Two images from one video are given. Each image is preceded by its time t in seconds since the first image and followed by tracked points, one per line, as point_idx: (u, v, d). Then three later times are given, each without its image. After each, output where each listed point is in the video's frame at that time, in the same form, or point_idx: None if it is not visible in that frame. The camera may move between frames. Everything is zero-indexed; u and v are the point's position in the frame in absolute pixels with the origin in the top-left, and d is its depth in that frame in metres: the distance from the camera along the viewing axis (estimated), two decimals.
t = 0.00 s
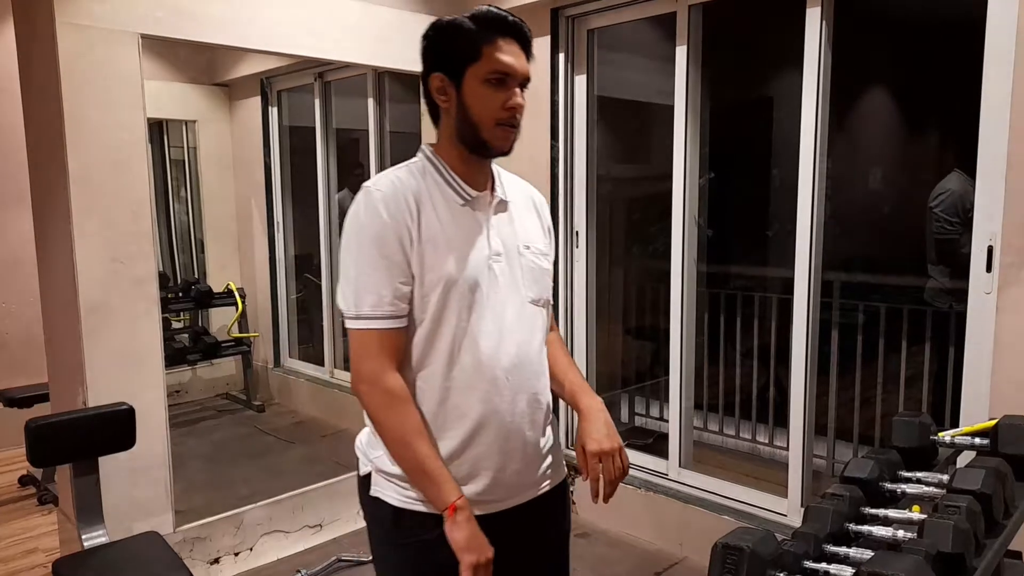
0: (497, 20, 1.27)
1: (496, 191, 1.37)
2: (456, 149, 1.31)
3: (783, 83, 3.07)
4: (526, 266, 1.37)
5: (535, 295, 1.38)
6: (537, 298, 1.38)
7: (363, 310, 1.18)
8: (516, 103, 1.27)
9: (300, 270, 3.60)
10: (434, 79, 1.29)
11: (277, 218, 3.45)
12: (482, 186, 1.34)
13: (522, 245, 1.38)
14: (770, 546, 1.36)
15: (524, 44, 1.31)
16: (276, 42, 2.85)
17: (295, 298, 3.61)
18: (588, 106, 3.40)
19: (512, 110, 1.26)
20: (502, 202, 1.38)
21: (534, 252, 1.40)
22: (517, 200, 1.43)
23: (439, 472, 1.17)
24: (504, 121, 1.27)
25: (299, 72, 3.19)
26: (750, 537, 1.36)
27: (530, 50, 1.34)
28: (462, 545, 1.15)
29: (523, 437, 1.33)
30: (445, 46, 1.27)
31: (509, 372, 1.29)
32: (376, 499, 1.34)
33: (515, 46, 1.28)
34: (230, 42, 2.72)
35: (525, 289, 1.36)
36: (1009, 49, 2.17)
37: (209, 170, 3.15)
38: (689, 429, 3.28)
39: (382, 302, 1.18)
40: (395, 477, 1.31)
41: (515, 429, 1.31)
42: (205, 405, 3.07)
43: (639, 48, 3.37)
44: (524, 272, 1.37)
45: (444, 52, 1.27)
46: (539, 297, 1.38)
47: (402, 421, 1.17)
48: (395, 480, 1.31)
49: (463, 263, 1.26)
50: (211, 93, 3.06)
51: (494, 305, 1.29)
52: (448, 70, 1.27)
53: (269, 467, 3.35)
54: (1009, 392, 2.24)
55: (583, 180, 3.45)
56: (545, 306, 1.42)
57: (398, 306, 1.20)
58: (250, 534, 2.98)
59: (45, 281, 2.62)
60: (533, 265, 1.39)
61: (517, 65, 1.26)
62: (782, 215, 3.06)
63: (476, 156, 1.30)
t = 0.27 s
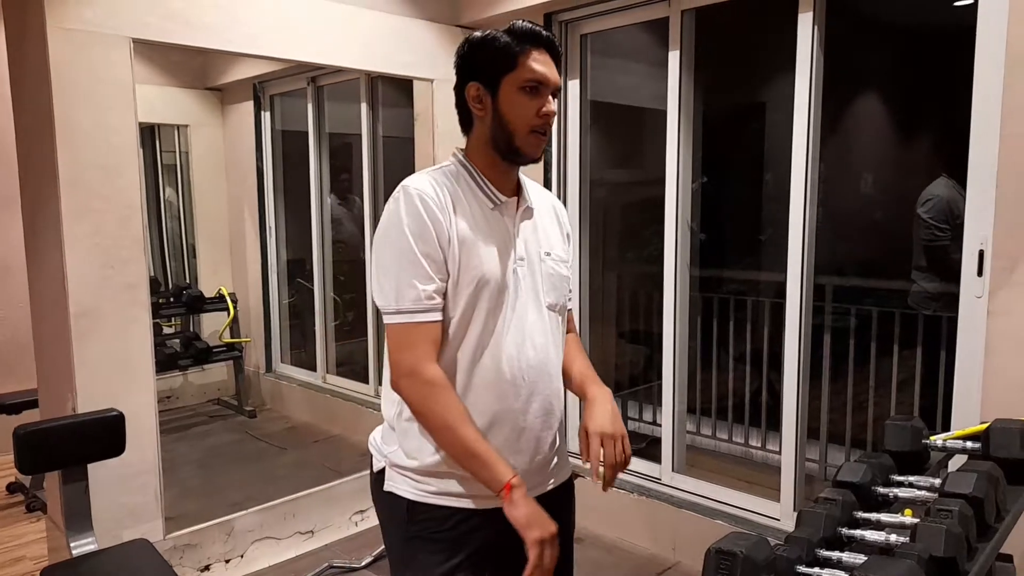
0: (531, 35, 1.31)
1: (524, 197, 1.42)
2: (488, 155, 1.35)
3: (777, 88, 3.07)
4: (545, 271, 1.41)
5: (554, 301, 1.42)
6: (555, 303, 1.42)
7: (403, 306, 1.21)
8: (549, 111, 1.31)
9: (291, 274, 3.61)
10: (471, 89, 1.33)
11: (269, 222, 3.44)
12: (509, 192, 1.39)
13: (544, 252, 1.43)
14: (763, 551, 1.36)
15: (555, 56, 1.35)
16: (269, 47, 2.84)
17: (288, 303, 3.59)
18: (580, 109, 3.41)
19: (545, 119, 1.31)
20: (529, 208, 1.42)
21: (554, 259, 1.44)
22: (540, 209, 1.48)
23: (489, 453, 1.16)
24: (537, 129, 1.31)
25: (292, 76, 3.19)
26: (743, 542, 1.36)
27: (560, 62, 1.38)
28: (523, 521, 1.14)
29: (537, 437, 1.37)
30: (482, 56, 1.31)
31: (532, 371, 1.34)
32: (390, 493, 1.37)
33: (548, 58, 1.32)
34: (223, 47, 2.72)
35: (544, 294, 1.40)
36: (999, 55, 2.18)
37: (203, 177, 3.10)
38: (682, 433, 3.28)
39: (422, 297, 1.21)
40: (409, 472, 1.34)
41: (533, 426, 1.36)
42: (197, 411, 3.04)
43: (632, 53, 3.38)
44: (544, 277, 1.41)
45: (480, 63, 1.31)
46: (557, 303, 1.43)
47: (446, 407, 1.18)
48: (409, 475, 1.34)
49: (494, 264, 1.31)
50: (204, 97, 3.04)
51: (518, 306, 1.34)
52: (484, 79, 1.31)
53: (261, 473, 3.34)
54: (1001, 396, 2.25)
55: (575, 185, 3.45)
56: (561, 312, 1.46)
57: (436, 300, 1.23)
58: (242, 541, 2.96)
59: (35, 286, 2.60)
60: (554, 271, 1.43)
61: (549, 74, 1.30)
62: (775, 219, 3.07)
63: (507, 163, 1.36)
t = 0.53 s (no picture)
0: (533, 38, 1.33)
1: (526, 197, 1.44)
2: (492, 156, 1.37)
3: (765, 90, 3.09)
4: (550, 268, 1.43)
5: (557, 298, 1.44)
6: (558, 299, 1.44)
7: (439, 293, 1.18)
8: (551, 114, 1.33)
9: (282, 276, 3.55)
10: (475, 91, 1.35)
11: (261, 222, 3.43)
12: (513, 191, 1.41)
13: (547, 248, 1.44)
14: (753, 551, 1.37)
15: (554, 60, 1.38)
16: (261, 49, 2.85)
17: (279, 305, 3.58)
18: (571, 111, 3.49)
19: (548, 121, 1.33)
20: (531, 206, 1.45)
21: (557, 255, 1.46)
22: (542, 207, 1.50)
23: (535, 443, 1.10)
24: (540, 131, 1.34)
25: (285, 79, 3.21)
26: (734, 542, 1.37)
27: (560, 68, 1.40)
28: (571, 516, 1.06)
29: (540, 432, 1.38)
30: (485, 60, 1.32)
31: (539, 366, 1.35)
32: (391, 489, 1.38)
33: (550, 62, 1.34)
34: (215, 48, 2.72)
35: (549, 290, 1.41)
36: (984, 60, 2.21)
37: (196, 178, 3.08)
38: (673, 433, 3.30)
39: (454, 281, 1.19)
40: (411, 468, 1.35)
41: (537, 420, 1.37)
42: (189, 411, 3.04)
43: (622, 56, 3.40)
44: (547, 275, 1.43)
45: (485, 66, 1.33)
46: (558, 299, 1.44)
47: (492, 394, 1.13)
48: (410, 471, 1.35)
49: (505, 259, 1.32)
50: (195, 99, 3.03)
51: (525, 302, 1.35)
52: (487, 83, 1.33)
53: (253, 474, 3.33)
54: (987, 395, 2.28)
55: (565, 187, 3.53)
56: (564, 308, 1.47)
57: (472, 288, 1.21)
58: (234, 542, 2.96)
59: (25, 287, 2.59)
60: (557, 268, 1.45)
61: (551, 78, 1.32)
62: (764, 220, 3.09)
63: (510, 165, 1.38)
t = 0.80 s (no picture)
0: (544, 39, 1.33)
1: (534, 195, 1.45)
2: (501, 154, 1.37)
3: (768, 88, 3.11)
4: (556, 265, 1.45)
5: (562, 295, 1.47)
6: (564, 297, 1.46)
7: (460, 279, 1.18)
8: (561, 114, 1.32)
9: (284, 271, 3.54)
10: (486, 89, 1.34)
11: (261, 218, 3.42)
12: (520, 189, 1.42)
13: (555, 246, 1.46)
14: (754, 548, 1.37)
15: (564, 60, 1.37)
16: (262, 44, 2.84)
17: (279, 301, 3.56)
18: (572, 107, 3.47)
19: (558, 120, 1.33)
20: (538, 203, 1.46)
21: (563, 253, 1.47)
22: (549, 204, 1.51)
23: (542, 435, 1.08)
24: (549, 129, 1.33)
25: (285, 74, 3.20)
26: (735, 539, 1.37)
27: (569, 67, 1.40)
28: (565, 513, 1.01)
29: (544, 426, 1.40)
30: (496, 59, 1.32)
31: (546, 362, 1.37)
32: (396, 485, 1.38)
33: (560, 62, 1.34)
34: (216, 43, 2.71)
35: (555, 287, 1.44)
36: (987, 58, 2.21)
37: (197, 174, 3.04)
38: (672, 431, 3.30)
39: (473, 269, 1.19)
40: (417, 463, 1.35)
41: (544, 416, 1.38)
42: (189, 407, 3.00)
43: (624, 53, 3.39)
44: (555, 272, 1.45)
45: (495, 64, 1.32)
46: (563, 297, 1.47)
47: (510, 381, 1.12)
48: (415, 467, 1.35)
49: (515, 254, 1.34)
50: (196, 94, 2.98)
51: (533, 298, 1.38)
52: (497, 81, 1.32)
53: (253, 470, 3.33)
54: (988, 393, 2.28)
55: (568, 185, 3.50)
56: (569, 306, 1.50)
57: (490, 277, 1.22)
58: (234, 537, 2.98)
59: (25, 282, 2.59)
60: (563, 266, 1.47)
61: (560, 77, 1.31)
62: (766, 218, 3.09)
63: (519, 161, 1.37)
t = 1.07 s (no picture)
0: (550, 35, 1.33)
1: (537, 192, 1.45)
2: (505, 150, 1.37)
3: (770, 84, 3.11)
4: (558, 263, 1.45)
5: (564, 292, 1.47)
6: (564, 295, 1.46)
7: (460, 276, 1.18)
8: (567, 111, 1.32)
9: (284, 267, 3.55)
10: (492, 85, 1.33)
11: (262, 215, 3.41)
12: (523, 186, 1.41)
13: (557, 243, 1.45)
14: (756, 544, 1.37)
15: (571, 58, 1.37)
16: (263, 40, 2.84)
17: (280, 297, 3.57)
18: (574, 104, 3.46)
19: (564, 118, 1.33)
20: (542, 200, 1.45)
21: (566, 251, 1.47)
22: (552, 201, 1.51)
23: (534, 436, 1.08)
24: (555, 127, 1.33)
25: (285, 70, 3.19)
26: (736, 535, 1.37)
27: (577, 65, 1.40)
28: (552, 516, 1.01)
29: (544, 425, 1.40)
30: (502, 54, 1.31)
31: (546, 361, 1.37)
32: (396, 481, 1.38)
33: (568, 59, 1.33)
34: (217, 40, 2.71)
35: (556, 285, 1.44)
36: (990, 54, 2.20)
37: (198, 170, 3.02)
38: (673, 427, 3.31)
39: (473, 266, 1.19)
40: (417, 460, 1.35)
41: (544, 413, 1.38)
42: (189, 403, 2.99)
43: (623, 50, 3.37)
44: (556, 270, 1.45)
45: (502, 60, 1.31)
46: (564, 295, 1.47)
47: (505, 382, 1.12)
48: (415, 464, 1.35)
49: (516, 252, 1.33)
50: (197, 91, 2.97)
51: (534, 296, 1.38)
52: (504, 75, 1.32)
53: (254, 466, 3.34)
54: (989, 389, 2.28)
55: (568, 180, 3.50)
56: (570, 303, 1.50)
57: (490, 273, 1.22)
58: (235, 533, 2.99)
59: (27, 278, 2.59)
60: (565, 264, 1.47)
61: (568, 74, 1.31)
62: (767, 214, 3.09)
63: (524, 158, 1.37)
